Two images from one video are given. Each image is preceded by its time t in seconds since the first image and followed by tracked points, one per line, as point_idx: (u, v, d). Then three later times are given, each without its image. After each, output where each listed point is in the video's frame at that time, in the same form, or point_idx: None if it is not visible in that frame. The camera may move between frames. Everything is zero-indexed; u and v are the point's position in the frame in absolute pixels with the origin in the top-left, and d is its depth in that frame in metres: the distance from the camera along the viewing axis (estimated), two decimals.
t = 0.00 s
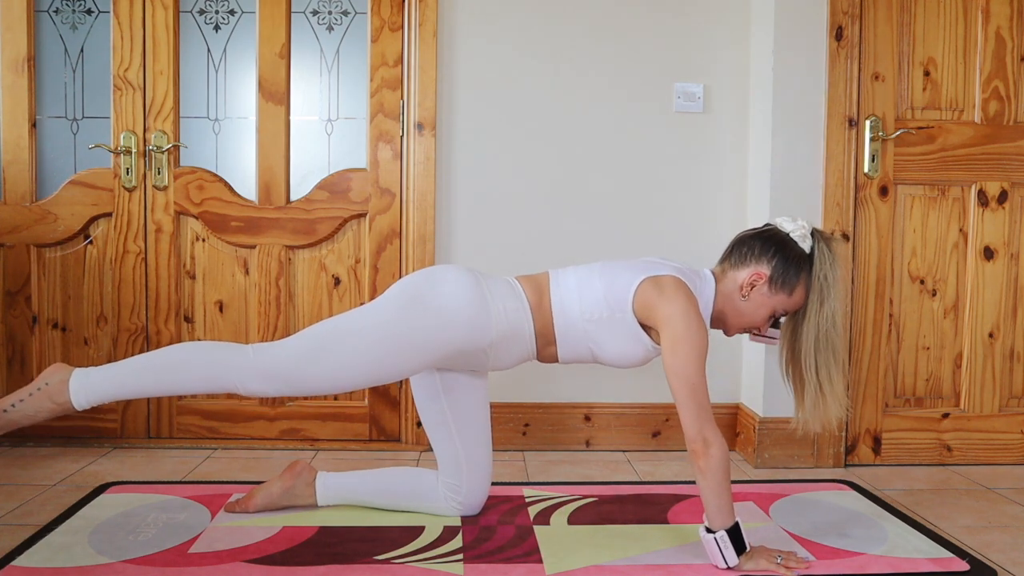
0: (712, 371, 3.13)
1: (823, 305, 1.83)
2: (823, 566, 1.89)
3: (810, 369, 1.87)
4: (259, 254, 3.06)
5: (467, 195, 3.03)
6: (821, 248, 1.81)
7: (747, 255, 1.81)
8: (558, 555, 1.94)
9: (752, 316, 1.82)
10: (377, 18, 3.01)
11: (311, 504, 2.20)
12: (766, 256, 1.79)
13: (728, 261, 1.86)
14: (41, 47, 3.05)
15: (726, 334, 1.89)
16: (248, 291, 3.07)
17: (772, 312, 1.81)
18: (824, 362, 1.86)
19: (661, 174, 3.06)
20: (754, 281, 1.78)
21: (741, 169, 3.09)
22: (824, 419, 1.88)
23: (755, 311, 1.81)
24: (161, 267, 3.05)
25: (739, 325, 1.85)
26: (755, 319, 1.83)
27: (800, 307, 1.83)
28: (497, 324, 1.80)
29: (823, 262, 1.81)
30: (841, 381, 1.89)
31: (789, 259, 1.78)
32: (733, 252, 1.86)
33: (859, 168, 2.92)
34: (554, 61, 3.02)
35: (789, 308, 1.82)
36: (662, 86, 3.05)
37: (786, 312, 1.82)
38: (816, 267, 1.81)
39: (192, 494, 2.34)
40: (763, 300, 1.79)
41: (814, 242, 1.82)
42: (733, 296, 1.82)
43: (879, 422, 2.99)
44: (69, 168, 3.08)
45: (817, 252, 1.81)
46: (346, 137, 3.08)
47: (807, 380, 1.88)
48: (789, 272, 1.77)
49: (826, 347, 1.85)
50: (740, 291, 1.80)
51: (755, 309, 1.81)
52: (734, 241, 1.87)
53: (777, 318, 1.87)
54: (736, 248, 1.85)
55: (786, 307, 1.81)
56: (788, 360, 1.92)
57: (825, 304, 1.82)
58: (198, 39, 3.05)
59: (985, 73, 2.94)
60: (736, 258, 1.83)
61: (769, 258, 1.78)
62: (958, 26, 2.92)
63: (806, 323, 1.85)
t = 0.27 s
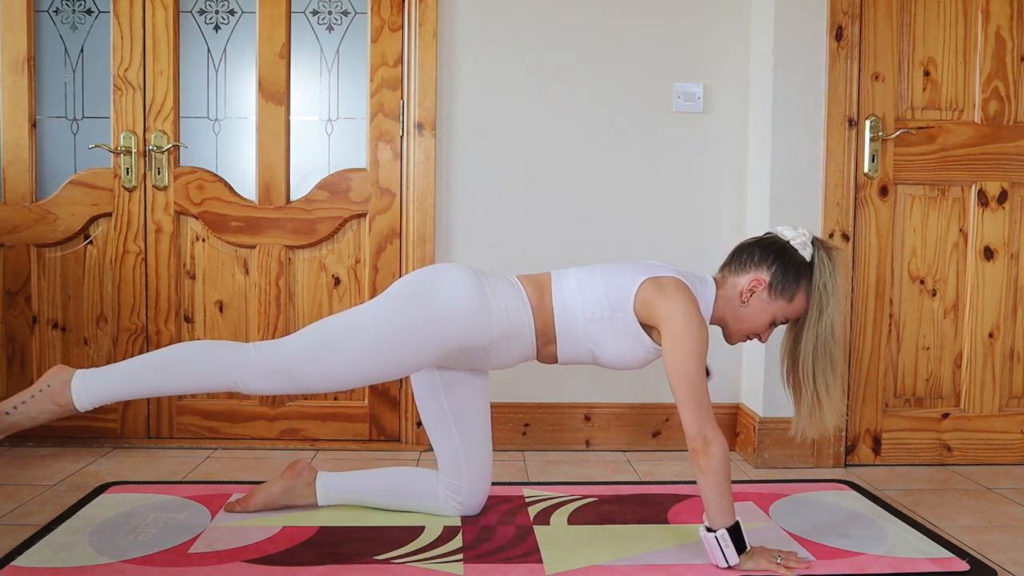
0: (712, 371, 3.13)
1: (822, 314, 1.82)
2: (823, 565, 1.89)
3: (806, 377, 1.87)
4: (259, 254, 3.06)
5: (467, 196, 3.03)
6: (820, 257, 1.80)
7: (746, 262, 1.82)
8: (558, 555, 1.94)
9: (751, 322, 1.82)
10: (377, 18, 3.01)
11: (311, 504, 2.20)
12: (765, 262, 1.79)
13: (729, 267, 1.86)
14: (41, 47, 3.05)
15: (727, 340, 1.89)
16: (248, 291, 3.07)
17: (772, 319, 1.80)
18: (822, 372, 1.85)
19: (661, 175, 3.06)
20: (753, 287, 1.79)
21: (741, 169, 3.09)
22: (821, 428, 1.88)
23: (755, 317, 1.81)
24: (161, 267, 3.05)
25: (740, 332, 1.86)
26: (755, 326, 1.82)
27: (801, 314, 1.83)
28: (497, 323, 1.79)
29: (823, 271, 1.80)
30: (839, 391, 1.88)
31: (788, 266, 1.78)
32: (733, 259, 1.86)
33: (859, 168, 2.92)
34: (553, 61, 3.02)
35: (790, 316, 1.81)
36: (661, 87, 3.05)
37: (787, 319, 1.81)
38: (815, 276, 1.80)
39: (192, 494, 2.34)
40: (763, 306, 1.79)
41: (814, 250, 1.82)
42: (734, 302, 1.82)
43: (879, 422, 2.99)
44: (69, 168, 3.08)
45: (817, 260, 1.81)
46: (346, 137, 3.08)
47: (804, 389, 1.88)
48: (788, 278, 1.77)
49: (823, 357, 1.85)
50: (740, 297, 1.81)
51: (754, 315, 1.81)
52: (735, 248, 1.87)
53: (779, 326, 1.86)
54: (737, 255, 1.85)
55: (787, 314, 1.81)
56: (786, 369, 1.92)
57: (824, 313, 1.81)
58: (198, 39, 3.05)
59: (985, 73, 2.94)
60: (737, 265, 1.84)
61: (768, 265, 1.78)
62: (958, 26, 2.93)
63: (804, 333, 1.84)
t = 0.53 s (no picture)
0: (712, 371, 3.13)
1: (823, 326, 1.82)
2: (823, 566, 1.89)
3: (810, 389, 1.85)
4: (259, 254, 3.06)
5: (467, 196, 3.03)
6: (820, 268, 1.81)
7: (744, 271, 1.83)
8: (558, 555, 1.94)
9: (751, 329, 1.81)
10: (377, 18, 3.01)
11: (311, 504, 2.20)
12: (763, 270, 1.80)
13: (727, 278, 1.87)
14: (41, 47, 3.05)
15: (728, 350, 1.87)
16: (248, 291, 3.07)
17: (770, 327, 1.79)
18: (825, 384, 1.84)
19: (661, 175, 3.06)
20: (751, 292, 1.79)
21: (741, 169, 3.09)
22: (826, 441, 1.86)
23: (754, 323, 1.80)
24: (161, 267, 3.05)
25: (740, 341, 1.85)
26: (754, 333, 1.81)
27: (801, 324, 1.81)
28: (497, 323, 1.79)
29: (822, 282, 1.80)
30: (843, 403, 1.86)
31: (785, 273, 1.78)
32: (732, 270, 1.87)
33: (859, 168, 2.92)
34: (553, 61, 3.02)
35: (789, 324, 1.79)
36: (661, 87, 3.05)
37: (786, 327, 1.79)
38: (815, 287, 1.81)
39: (192, 494, 2.34)
40: (761, 312, 1.78)
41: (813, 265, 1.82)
42: (733, 310, 1.82)
43: (879, 422, 2.99)
44: (69, 168, 3.08)
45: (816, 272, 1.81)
46: (346, 137, 3.08)
47: (808, 400, 1.86)
48: (786, 285, 1.77)
49: (827, 369, 1.84)
50: (739, 304, 1.81)
51: (753, 321, 1.80)
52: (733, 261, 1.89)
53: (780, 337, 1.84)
54: (735, 266, 1.86)
55: (786, 322, 1.79)
56: (789, 381, 1.90)
57: (825, 324, 1.81)
58: (198, 39, 3.05)
59: (985, 73, 2.94)
60: (735, 275, 1.85)
61: (765, 272, 1.79)
62: (958, 26, 2.92)
63: (807, 346, 1.83)
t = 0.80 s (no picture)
0: (712, 371, 3.13)
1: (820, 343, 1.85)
2: (823, 566, 1.89)
3: (808, 405, 1.89)
4: (259, 254, 3.06)
5: (467, 196, 3.03)
6: (816, 286, 1.83)
7: (740, 281, 1.83)
8: (558, 555, 1.94)
9: (748, 336, 1.79)
10: (377, 18, 3.01)
11: (311, 504, 2.20)
12: (759, 279, 1.80)
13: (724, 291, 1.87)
14: (41, 47, 3.05)
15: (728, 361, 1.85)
16: (248, 291, 3.07)
17: (768, 333, 1.77)
18: (821, 400, 1.88)
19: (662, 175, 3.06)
20: (746, 298, 1.79)
21: (741, 169, 3.09)
22: (823, 455, 1.91)
23: (751, 330, 1.78)
24: (161, 267, 3.05)
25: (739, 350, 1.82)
26: (752, 340, 1.79)
27: (799, 332, 1.78)
28: (497, 323, 1.79)
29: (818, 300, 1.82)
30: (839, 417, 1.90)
31: (780, 281, 1.79)
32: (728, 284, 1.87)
33: (859, 168, 2.92)
34: (553, 61, 3.02)
35: (787, 330, 1.77)
36: (661, 87, 3.05)
37: (784, 334, 1.77)
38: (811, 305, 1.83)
39: (192, 494, 2.34)
40: (757, 317, 1.77)
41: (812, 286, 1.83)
42: (730, 317, 1.81)
43: (879, 422, 2.99)
44: (69, 168, 3.08)
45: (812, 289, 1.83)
46: (346, 137, 3.08)
47: (806, 415, 1.90)
48: (781, 292, 1.77)
49: (823, 385, 1.87)
50: (735, 310, 1.80)
51: (750, 328, 1.78)
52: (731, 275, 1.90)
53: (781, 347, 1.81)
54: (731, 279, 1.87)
55: (784, 328, 1.77)
56: (787, 399, 1.94)
57: (821, 343, 1.84)
58: (198, 39, 3.05)
59: (985, 73, 2.94)
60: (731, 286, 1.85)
61: (760, 280, 1.80)
62: (958, 26, 2.93)
63: (804, 363, 1.87)
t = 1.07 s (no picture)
0: (712, 372, 3.13)
1: (816, 366, 1.89)
2: (823, 566, 1.89)
3: (799, 421, 1.93)
4: (259, 254, 3.06)
5: (467, 195, 3.03)
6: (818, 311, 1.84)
7: (739, 291, 1.85)
8: (557, 555, 1.94)
9: (743, 340, 1.77)
10: (377, 18, 3.01)
11: (311, 504, 2.20)
12: (756, 288, 1.82)
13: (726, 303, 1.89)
14: (41, 47, 3.05)
15: (726, 369, 1.83)
16: (248, 291, 3.07)
17: (763, 333, 1.75)
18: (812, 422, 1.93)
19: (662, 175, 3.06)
20: (742, 303, 1.80)
21: (741, 169, 3.09)
22: (809, 472, 1.97)
23: (745, 333, 1.77)
24: (161, 267, 3.05)
25: (734, 353, 1.80)
26: (747, 343, 1.77)
27: (796, 337, 1.75)
28: (497, 322, 1.79)
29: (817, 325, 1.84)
30: (828, 437, 1.96)
31: (776, 289, 1.80)
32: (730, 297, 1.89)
33: (859, 168, 2.92)
34: (553, 61, 3.02)
35: (782, 333, 1.74)
36: (661, 86, 3.05)
37: (779, 337, 1.74)
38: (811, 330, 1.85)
39: (192, 494, 2.34)
40: (751, 319, 1.77)
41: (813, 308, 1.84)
42: (726, 322, 1.81)
43: (879, 422, 2.99)
44: (69, 168, 3.08)
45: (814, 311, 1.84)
46: (346, 137, 3.08)
47: (797, 433, 1.95)
48: (776, 297, 1.78)
49: (815, 407, 1.92)
50: (731, 315, 1.81)
51: (745, 331, 1.77)
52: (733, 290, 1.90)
53: (779, 354, 1.77)
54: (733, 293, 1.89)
55: (779, 331, 1.74)
56: (780, 416, 1.98)
57: (817, 367, 1.88)
58: (198, 39, 3.05)
59: (985, 73, 2.94)
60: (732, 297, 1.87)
61: (757, 288, 1.82)
62: (958, 26, 2.93)
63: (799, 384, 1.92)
